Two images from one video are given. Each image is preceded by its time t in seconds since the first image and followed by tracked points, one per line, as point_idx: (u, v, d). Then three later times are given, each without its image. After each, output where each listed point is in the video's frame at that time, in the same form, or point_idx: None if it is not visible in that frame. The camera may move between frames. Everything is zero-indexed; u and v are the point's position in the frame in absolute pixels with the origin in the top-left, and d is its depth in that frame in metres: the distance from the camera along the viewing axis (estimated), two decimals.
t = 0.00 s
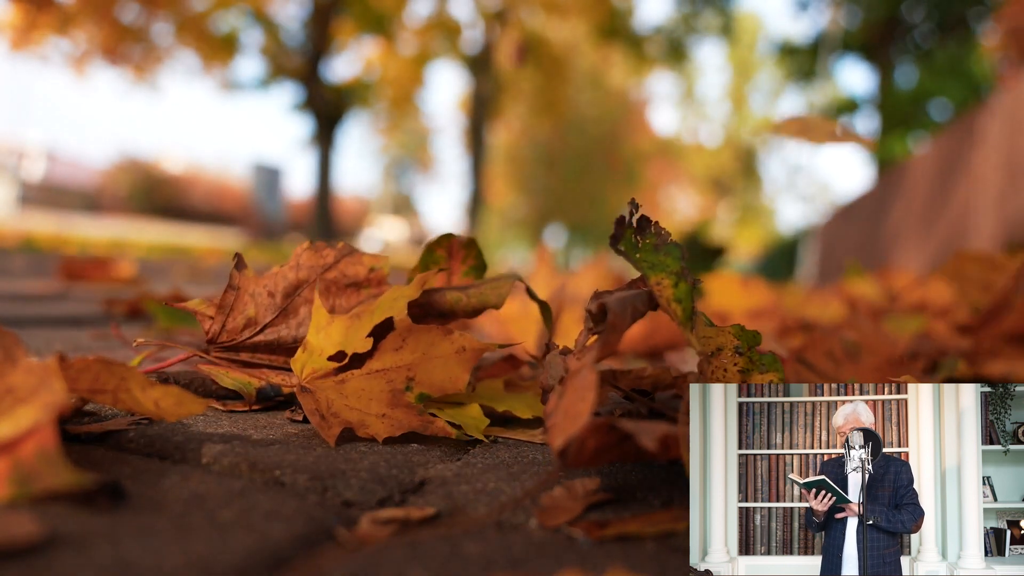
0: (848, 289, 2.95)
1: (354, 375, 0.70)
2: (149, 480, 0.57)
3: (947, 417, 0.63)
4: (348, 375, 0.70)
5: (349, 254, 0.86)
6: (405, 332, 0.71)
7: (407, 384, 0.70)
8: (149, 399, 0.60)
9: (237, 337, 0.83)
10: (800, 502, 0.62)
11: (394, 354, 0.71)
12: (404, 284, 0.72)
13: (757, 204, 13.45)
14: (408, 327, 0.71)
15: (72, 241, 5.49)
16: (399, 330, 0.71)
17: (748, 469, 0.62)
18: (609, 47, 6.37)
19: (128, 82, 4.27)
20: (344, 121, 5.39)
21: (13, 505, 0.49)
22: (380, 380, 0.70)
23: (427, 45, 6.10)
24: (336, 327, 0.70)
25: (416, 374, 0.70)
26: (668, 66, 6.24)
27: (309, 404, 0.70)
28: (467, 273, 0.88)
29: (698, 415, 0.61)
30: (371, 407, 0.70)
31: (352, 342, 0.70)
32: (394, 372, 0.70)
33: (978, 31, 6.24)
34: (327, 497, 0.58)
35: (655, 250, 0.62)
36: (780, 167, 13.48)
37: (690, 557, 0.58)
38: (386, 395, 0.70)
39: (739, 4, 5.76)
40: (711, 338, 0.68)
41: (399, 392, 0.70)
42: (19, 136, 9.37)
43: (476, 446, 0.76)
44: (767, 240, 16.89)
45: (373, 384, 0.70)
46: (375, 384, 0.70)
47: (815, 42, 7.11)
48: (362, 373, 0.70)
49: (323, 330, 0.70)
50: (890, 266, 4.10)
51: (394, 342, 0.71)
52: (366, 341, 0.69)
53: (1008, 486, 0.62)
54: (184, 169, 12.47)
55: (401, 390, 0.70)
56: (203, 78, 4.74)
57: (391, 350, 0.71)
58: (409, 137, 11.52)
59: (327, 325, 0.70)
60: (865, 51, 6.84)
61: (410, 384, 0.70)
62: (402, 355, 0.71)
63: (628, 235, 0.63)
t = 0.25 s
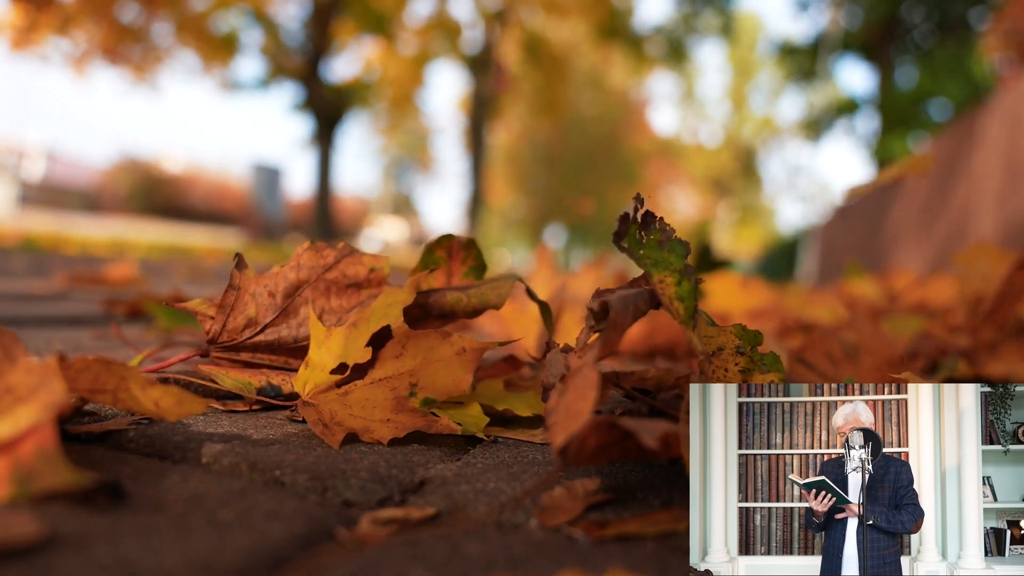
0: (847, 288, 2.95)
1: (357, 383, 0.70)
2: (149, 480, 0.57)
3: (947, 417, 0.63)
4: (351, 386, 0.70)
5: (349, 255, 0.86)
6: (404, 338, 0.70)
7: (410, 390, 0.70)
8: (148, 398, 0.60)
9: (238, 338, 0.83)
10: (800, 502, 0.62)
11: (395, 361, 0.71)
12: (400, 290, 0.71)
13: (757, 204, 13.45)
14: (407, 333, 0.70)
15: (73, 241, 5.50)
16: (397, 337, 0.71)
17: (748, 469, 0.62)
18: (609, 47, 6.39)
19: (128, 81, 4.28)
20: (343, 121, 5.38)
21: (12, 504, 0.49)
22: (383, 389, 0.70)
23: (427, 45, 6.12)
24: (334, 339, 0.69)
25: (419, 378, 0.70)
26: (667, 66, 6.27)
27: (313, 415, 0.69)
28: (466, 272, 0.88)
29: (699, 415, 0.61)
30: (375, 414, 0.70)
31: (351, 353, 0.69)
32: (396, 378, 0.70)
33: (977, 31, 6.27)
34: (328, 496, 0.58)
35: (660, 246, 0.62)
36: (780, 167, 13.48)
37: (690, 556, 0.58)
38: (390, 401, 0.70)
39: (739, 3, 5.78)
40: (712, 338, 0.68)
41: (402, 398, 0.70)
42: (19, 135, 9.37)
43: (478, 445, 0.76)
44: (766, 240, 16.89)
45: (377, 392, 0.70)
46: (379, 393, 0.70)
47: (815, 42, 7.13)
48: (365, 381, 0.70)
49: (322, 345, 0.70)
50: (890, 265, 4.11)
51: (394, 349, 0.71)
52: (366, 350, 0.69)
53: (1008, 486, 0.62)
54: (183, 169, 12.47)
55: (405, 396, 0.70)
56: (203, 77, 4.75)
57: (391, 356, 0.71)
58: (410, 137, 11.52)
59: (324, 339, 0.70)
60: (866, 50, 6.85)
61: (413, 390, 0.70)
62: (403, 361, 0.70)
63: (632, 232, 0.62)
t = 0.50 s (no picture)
0: (847, 288, 2.95)
1: (358, 385, 0.70)
2: (150, 480, 0.57)
3: (947, 417, 0.63)
4: (352, 386, 0.70)
5: (348, 253, 0.85)
6: (403, 337, 0.70)
7: (411, 389, 0.70)
8: (148, 398, 0.60)
9: (238, 338, 0.83)
10: (800, 502, 0.62)
11: (395, 360, 0.70)
12: (399, 290, 0.71)
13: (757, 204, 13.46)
14: (406, 332, 0.70)
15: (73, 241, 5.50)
16: (397, 336, 0.70)
17: (748, 469, 0.62)
18: (610, 48, 6.39)
19: (127, 82, 4.28)
20: (344, 122, 5.40)
21: (12, 505, 0.49)
22: (384, 388, 0.70)
23: (427, 45, 6.13)
24: (334, 340, 0.69)
25: (419, 377, 0.70)
26: (667, 66, 6.27)
27: (314, 418, 0.69)
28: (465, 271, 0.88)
29: (698, 415, 0.61)
30: (376, 414, 0.70)
31: (351, 353, 0.69)
32: (397, 379, 0.70)
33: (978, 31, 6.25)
34: (327, 496, 0.58)
35: (654, 250, 0.62)
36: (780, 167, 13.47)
37: (690, 556, 0.58)
38: (391, 401, 0.70)
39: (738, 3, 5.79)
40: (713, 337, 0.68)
41: (403, 397, 0.70)
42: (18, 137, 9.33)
43: (478, 446, 0.76)
44: (766, 240, 16.90)
45: (378, 392, 0.70)
46: (380, 393, 0.70)
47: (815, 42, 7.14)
48: (366, 382, 0.70)
49: (323, 346, 0.70)
50: (890, 266, 4.10)
51: (394, 348, 0.71)
52: (366, 350, 0.69)
53: (1008, 486, 0.62)
54: (183, 170, 12.46)
55: (406, 395, 0.70)
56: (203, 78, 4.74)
57: (391, 356, 0.71)
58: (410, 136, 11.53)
59: (325, 339, 0.70)
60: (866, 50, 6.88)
61: (414, 389, 0.70)
62: (403, 360, 0.70)
63: (626, 237, 0.62)
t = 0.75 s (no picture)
0: (847, 288, 2.94)
1: (358, 386, 0.70)
2: (150, 480, 0.57)
3: (947, 417, 0.63)
4: (352, 387, 0.70)
5: (348, 254, 0.85)
6: (403, 338, 0.70)
7: (411, 390, 0.70)
8: (149, 398, 0.60)
9: (238, 337, 0.83)
10: (800, 502, 0.63)
11: (395, 361, 0.70)
12: (399, 290, 0.71)
13: (757, 204, 13.49)
14: (406, 333, 0.70)
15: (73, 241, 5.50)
16: (397, 337, 0.70)
17: (748, 470, 0.62)
18: (610, 48, 6.38)
19: (128, 81, 4.28)
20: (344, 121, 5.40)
21: (12, 506, 0.49)
22: (384, 389, 0.70)
23: (426, 45, 6.13)
24: (335, 340, 0.69)
25: (419, 378, 0.70)
26: (667, 66, 6.26)
27: (314, 418, 0.69)
28: (465, 272, 0.88)
29: (698, 415, 0.61)
30: (375, 414, 0.70)
31: (351, 354, 0.69)
32: (397, 380, 0.70)
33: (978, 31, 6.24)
34: (328, 496, 0.58)
35: (659, 248, 0.62)
36: (780, 167, 13.48)
37: (690, 556, 0.58)
38: (391, 401, 0.70)
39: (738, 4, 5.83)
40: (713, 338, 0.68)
41: (403, 398, 0.70)
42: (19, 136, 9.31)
43: (479, 446, 0.76)
44: (766, 240, 16.89)
45: (377, 393, 0.70)
46: (380, 393, 0.70)
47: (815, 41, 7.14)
48: (366, 383, 0.70)
49: (323, 345, 0.70)
50: (891, 265, 4.10)
51: (394, 349, 0.70)
52: (366, 350, 0.69)
53: (1008, 486, 0.62)
54: (183, 170, 12.47)
55: (406, 396, 0.70)
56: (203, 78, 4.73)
57: (391, 357, 0.70)
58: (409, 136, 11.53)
59: (325, 340, 0.70)
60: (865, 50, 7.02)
61: (414, 390, 0.70)
62: (403, 361, 0.70)
63: (632, 233, 0.63)
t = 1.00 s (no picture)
0: (847, 289, 2.94)
1: (358, 386, 0.70)
2: (150, 480, 0.57)
3: (946, 417, 0.63)
4: (352, 386, 0.70)
5: (348, 254, 0.85)
6: (403, 338, 0.70)
7: (411, 390, 0.70)
8: (149, 398, 0.60)
9: (238, 337, 0.83)
10: (800, 502, 0.63)
11: (395, 360, 0.70)
12: (400, 289, 0.71)
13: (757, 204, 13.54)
14: (406, 333, 0.70)
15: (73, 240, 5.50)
16: (397, 337, 0.70)
17: (748, 469, 0.62)
18: (611, 48, 6.38)
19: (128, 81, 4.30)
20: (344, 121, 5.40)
21: (12, 504, 0.48)
22: (384, 388, 0.70)
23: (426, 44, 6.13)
24: (334, 339, 0.69)
25: (419, 378, 0.70)
26: (667, 65, 6.26)
27: (314, 418, 0.69)
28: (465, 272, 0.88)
29: (698, 413, 0.61)
30: (376, 414, 0.70)
31: (351, 354, 0.69)
32: (397, 380, 0.70)
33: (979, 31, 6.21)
34: (328, 496, 0.58)
35: (661, 246, 0.62)
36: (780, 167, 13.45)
37: (690, 556, 0.57)
38: (390, 401, 0.70)
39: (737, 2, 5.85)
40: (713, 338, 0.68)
41: (403, 398, 0.70)
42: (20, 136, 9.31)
43: (479, 446, 0.76)
44: (766, 241, 16.87)
45: (378, 392, 0.70)
46: (380, 393, 0.70)
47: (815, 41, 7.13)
48: (366, 382, 0.70)
49: (322, 345, 0.70)
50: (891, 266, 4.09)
51: (394, 349, 0.70)
52: (366, 350, 0.69)
53: (1008, 486, 0.62)
54: (183, 170, 12.48)
55: (405, 396, 0.70)
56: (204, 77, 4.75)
57: (391, 356, 0.70)
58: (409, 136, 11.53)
59: (325, 339, 0.70)
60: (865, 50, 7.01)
61: (414, 389, 0.70)
62: (403, 360, 0.70)
63: (636, 230, 0.63)
